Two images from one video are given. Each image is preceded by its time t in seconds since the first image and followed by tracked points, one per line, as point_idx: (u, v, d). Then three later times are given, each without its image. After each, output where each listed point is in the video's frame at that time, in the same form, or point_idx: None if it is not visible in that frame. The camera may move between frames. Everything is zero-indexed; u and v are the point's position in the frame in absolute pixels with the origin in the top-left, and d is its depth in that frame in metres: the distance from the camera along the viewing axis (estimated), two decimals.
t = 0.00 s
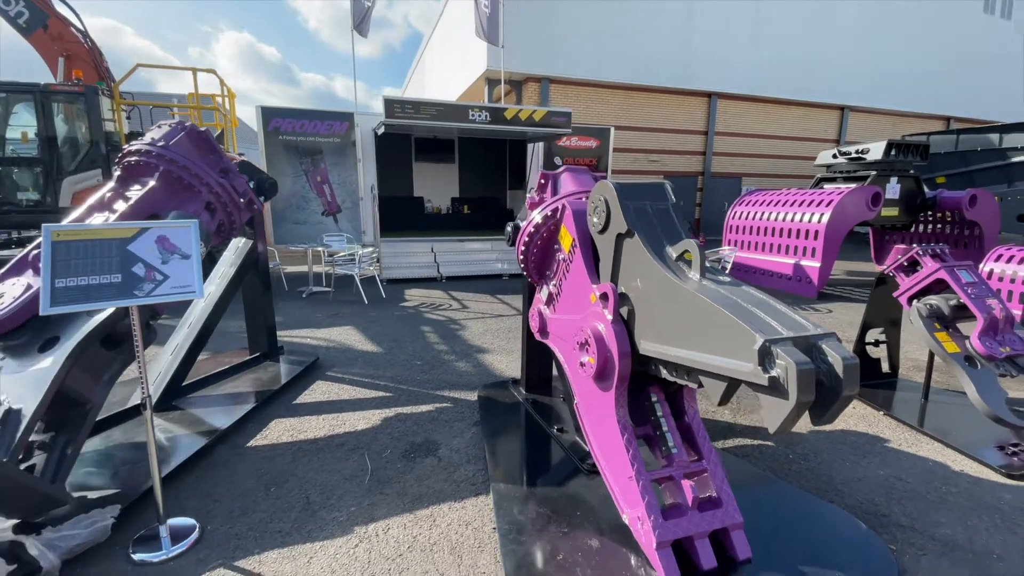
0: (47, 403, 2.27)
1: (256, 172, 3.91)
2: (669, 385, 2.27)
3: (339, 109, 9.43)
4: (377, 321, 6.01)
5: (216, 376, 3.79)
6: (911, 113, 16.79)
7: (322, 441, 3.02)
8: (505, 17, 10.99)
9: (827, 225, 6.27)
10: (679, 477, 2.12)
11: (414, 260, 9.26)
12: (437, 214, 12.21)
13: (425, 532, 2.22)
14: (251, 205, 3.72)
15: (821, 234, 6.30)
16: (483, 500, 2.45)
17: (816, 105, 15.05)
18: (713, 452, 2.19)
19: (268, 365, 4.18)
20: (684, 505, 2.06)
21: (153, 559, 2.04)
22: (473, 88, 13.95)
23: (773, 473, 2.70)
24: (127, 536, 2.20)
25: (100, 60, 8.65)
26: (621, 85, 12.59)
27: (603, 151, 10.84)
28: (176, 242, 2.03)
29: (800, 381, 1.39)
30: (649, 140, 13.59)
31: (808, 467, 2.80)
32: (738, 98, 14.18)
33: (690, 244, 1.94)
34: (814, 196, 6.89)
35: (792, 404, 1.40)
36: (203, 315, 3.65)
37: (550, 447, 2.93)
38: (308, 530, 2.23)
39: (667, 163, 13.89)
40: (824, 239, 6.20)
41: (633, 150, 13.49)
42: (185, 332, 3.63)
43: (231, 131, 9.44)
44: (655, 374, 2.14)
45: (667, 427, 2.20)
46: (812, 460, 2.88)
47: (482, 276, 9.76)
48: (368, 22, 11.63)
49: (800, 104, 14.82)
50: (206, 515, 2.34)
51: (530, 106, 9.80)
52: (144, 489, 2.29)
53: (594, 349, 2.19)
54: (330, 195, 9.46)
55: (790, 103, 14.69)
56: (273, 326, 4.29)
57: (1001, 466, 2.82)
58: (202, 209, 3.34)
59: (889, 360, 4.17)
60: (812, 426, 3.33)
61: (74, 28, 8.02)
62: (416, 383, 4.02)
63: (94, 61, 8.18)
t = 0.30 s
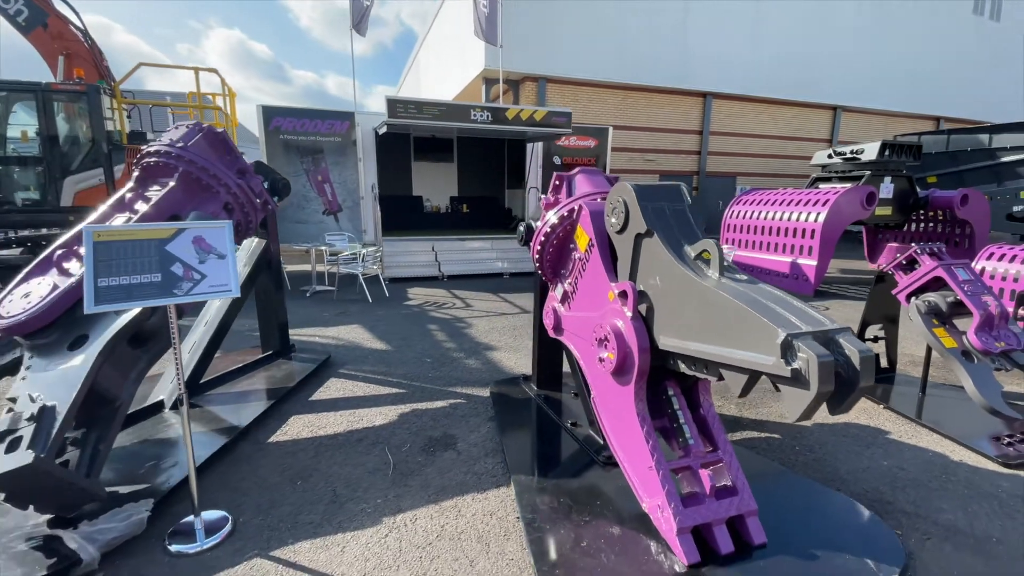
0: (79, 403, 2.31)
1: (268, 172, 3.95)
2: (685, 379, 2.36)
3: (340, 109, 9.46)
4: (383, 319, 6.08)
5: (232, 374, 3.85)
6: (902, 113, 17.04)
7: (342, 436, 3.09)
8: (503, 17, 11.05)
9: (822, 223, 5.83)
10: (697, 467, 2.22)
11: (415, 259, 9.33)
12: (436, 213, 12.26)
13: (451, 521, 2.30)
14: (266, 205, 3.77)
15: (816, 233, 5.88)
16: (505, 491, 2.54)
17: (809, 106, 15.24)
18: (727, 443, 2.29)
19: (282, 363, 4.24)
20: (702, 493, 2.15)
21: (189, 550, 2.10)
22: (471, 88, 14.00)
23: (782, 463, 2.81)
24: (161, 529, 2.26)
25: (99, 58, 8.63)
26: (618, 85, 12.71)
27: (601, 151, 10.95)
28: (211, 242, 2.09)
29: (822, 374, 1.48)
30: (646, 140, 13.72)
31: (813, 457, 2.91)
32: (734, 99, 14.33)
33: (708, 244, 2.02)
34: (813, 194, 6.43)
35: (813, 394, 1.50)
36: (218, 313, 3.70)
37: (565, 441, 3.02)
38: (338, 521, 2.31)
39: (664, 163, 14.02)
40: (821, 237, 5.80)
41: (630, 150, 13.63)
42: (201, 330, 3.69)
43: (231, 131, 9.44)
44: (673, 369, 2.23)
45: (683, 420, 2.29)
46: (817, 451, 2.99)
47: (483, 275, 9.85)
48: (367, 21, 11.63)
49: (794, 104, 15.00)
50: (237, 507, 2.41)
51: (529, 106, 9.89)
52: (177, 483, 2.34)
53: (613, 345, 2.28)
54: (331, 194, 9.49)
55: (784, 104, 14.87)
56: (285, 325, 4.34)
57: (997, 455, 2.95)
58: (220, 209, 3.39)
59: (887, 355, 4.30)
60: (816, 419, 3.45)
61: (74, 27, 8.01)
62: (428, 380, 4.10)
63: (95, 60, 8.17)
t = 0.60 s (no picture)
0: (118, 402, 2.36)
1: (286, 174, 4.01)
2: (703, 374, 2.45)
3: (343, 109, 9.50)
4: (392, 318, 6.16)
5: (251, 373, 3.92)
6: (895, 113, 17.28)
7: (364, 432, 3.18)
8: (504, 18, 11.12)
9: (822, 223, 5.91)
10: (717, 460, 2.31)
11: (419, 259, 9.42)
12: (437, 212, 12.34)
13: (481, 511, 2.40)
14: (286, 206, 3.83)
15: (816, 233, 5.97)
16: (529, 483, 2.64)
17: (805, 106, 15.44)
18: (745, 435, 2.39)
19: (299, 361, 4.32)
20: (722, 483, 2.25)
21: (229, 541, 2.17)
22: (470, 88, 14.07)
23: (792, 456, 2.93)
24: (201, 521, 2.33)
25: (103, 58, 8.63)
26: (617, 86, 12.83)
27: (601, 151, 11.06)
28: (251, 243, 2.16)
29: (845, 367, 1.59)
30: (645, 140, 13.84)
31: (822, 449, 3.03)
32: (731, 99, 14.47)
33: (730, 245, 2.11)
34: (813, 193, 6.51)
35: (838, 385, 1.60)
36: (239, 312, 3.77)
37: (582, 436, 3.12)
38: (371, 512, 2.40)
39: (663, 162, 14.16)
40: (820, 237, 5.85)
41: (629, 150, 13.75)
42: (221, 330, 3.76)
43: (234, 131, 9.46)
44: (694, 364, 2.32)
45: (702, 414, 2.38)
46: (825, 443, 3.11)
47: (485, 274, 9.94)
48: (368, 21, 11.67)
49: (790, 104, 15.18)
50: (271, 500, 2.49)
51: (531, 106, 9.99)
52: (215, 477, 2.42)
53: (636, 341, 2.36)
54: (334, 193, 9.53)
55: (780, 104, 15.05)
56: (300, 323, 4.41)
57: (997, 446, 3.07)
58: (243, 211, 3.47)
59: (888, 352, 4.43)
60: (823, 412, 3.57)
61: (77, 26, 8.01)
62: (442, 378, 4.20)
63: (98, 59, 8.14)
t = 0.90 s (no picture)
0: (154, 399, 2.41)
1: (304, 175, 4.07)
2: (723, 370, 2.53)
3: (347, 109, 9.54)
4: (402, 317, 6.23)
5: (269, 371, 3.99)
6: (892, 113, 17.45)
7: (387, 428, 3.26)
8: (506, 18, 11.17)
9: (824, 222, 5.98)
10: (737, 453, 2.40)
11: (423, 259, 9.48)
12: (439, 211, 12.39)
13: (508, 503, 2.48)
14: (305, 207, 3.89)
15: (819, 233, 6.04)
16: (553, 477, 2.72)
17: (803, 106, 15.57)
18: (762, 429, 2.47)
19: (315, 359, 4.38)
20: (743, 476, 2.34)
21: (265, 534, 2.23)
22: (471, 87, 14.11)
23: (804, 449, 3.02)
24: (237, 514, 2.40)
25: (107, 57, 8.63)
26: (618, 86, 12.91)
27: (604, 151, 11.13)
28: (288, 245, 2.23)
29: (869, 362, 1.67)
30: (645, 139, 13.93)
31: (833, 443, 3.13)
32: (730, 99, 14.58)
33: (752, 246, 2.19)
34: (814, 192, 6.56)
35: (862, 380, 1.68)
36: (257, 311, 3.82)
37: (600, 431, 3.20)
38: (402, 505, 2.47)
39: (663, 162, 14.27)
40: (821, 236, 5.93)
41: (629, 150, 13.85)
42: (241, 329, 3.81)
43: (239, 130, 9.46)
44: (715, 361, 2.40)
45: (722, 409, 2.46)
46: (835, 438, 3.21)
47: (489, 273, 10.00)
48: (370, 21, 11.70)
49: (789, 104, 15.32)
50: (303, 494, 2.56)
51: (534, 106, 10.05)
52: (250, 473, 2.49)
53: (658, 339, 2.43)
54: (339, 193, 9.57)
55: (779, 104, 15.18)
56: (315, 322, 4.47)
57: (1001, 440, 3.18)
58: (265, 211, 3.52)
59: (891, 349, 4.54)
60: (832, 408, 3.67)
61: (81, 25, 8.00)
62: (457, 375, 4.27)
63: (104, 59, 8.12)
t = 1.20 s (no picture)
0: (187, 395, 2.44)
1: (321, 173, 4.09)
2: (746, 366, 2.57)
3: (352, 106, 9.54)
4: (412, 314, 6.26)
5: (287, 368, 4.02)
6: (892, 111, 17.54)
7: (409, 424, 3.30)
8: (509, 15, 11.19)
9: (830, 220, 6.03)
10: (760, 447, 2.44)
11: (429, 256, 9.52)
12: (443, 209, 12.42)
13: (536, 496, 2.53)
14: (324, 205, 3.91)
15: (824, 230, 6.09)
16: (576, 471, 2.77)
17: (804, 104, 15.64)
18: (785, 423, 2.52)
19: (330, 356, 4.42)
20: (766, 469, 2.38)
21: (299, 527, 2.27)
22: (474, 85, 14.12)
23: (821, 444, 3.08)
24: (269, 508, 2.44)
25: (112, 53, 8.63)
26: (620, 84, 12.93)
27: (607, 149, 11.18)
28: (322, 243, 2.26)
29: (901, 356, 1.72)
30: (648, 137, 13.97)
31: (848, 438, 3.19)
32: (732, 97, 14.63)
33: (778, 244, 2.23)
34: (819, 190, 6.60)
35: (894, 374, 1.72)
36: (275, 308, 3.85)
37: (619, 427, 3.25)
38: (431, 499, 2.52)
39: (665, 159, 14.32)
40: (827, 234, 5.98)
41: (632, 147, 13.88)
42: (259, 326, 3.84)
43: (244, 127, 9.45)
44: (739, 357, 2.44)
45: (746, 404, 2.50)
46: (850, 433, 3.27)
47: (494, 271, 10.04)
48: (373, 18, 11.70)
49: (790, 102, 15.38)
50: (333, 488, 2.60)
51: (539, 104, 10.07)
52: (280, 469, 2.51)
53: (682, 335, 2.47)
54: (345, 190, 9.58)
55: (780, 102, 15.24)
56: (330, 319, 4.50)
57: (1012, 434, 3.24)
58: (286, 209, 3.54)
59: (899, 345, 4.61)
60: (844, 403, 3.73)
61: (87, 21, 7.99)
62: (473, 371, 4.32)
63: (109, 56, 8.10)
